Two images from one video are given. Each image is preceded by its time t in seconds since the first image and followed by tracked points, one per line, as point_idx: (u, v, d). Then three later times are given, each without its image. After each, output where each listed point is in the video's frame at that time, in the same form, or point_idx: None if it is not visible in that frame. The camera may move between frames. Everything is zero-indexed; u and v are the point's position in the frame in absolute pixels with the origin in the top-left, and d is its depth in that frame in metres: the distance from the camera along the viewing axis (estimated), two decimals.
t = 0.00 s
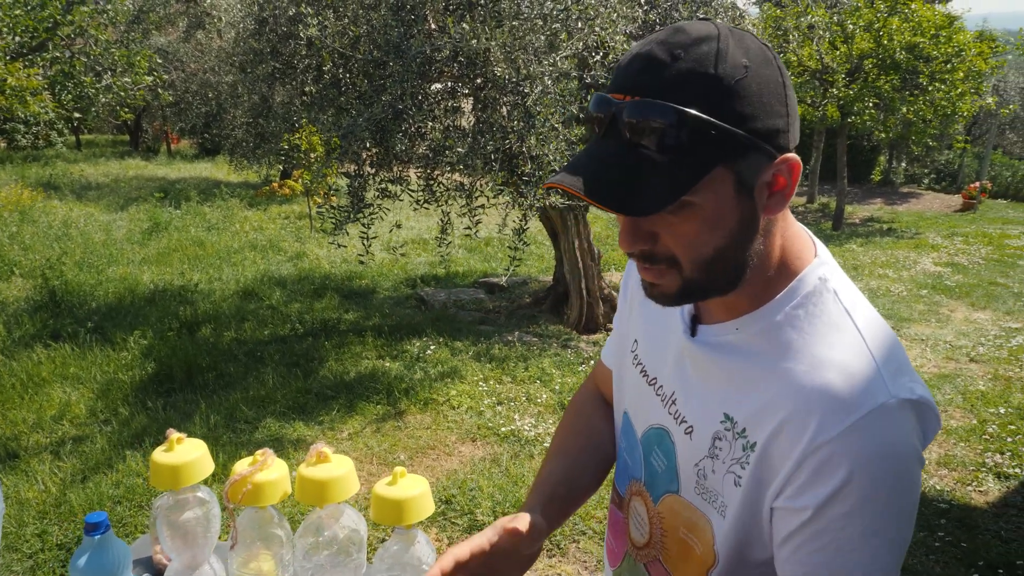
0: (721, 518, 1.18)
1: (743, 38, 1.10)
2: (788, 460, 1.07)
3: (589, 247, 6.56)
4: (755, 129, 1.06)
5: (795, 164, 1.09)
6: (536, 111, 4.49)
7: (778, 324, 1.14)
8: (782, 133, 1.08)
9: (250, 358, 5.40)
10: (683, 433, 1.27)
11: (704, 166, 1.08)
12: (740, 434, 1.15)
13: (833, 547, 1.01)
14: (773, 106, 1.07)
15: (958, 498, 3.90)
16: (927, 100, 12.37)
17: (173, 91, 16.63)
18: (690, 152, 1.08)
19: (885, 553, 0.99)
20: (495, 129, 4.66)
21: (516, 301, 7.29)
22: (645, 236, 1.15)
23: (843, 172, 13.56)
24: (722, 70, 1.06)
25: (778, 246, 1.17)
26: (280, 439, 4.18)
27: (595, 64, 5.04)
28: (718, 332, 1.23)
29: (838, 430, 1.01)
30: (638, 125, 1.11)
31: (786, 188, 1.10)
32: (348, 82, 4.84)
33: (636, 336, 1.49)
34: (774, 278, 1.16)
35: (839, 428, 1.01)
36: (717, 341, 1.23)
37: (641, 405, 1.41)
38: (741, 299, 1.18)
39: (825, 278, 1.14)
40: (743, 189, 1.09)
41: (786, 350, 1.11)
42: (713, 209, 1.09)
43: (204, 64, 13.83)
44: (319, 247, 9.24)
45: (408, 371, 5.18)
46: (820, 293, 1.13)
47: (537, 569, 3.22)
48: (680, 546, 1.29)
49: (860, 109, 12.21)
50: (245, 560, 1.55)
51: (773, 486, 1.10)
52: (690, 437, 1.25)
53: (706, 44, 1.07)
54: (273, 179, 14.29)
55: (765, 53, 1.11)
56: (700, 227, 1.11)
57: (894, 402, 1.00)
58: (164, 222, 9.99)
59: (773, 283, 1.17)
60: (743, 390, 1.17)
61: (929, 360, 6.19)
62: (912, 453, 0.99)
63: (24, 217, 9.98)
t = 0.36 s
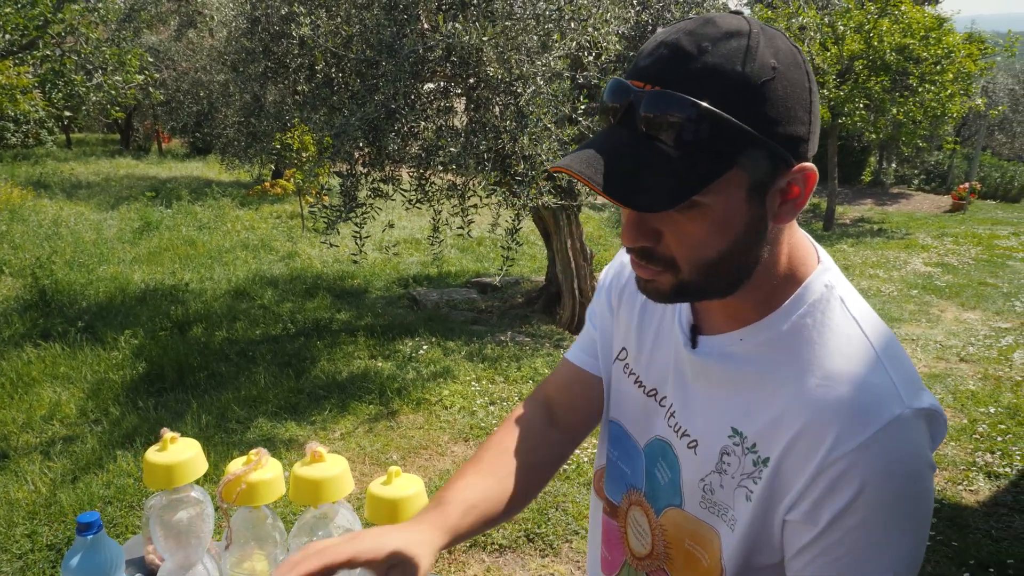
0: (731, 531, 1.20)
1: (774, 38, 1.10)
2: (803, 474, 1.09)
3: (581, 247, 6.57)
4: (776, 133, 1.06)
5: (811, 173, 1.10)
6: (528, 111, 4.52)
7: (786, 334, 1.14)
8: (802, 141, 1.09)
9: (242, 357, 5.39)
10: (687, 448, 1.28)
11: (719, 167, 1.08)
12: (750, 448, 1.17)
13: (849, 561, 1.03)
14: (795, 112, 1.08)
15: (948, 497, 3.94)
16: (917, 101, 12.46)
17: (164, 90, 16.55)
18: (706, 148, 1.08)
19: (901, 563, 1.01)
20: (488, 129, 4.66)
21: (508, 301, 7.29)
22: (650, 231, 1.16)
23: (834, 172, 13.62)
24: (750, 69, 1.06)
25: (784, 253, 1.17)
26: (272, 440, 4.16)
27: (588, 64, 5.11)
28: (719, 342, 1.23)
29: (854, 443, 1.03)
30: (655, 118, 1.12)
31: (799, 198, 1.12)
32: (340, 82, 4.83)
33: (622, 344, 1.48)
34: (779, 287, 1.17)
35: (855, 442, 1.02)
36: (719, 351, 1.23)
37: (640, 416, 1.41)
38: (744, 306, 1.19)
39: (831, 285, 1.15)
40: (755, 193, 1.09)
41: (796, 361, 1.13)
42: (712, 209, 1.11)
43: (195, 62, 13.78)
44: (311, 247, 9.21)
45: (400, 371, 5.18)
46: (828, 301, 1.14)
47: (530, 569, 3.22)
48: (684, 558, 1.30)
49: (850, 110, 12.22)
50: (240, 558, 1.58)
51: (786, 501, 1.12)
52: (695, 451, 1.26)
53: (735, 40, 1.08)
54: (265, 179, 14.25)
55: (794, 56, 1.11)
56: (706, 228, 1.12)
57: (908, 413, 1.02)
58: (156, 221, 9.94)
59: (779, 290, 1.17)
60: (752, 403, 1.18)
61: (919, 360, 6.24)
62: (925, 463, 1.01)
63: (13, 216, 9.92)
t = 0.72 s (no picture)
0: (752, 542, 1.20)
1: (794, 42, 1.12)
2: (829, 481, 1.10)
3: (581, 250, 6.58)
4: (800, 138, 1.09)
5: (829, 178, 1.14)
6: (528, 115, 4.58)
7: (803, 341, 1.17)
8: (822, 146, 1.12)
9: (242, 360, 5.40)
10: (700, 460, 1.28)
11: (747, 173, 1.09)
12: (771, 459, 1.18)
13: (880, 566, 1.05)
14: (818, 117, 1.10)
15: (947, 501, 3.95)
16: (916, 105, 12.49)
17: (165, 93, 16.59)
18: (732, 155, 1.09)
19: (927, 566, 1.04)
20: (488, 133, 4.69)
21: (508, 304, 7.31)
22: (672, 240, 1.15)
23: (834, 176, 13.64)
24: (778, 74, 1.07)
25: (794, 260, 1.20)
26: (272, 443, 4.17)
27: (587, 67, 5.14)
28: (731, 352, 1.24)
29: (881, 449, 1.05)
30: (679, 125, 1.11)
31: (816, 202, 1.16)
32: (341, 86, 4.81)
33: (624, 355, 1.47)
34: (791, 295, 1.20)
35: (882, 448, 1.05)
36: (731, 361, 1.23)
37: (647, 429, 1.41)
38: (760, 314, 1.21)
39: (841, 289, 1.19)
40: (779, 200, 1.12)
41: (815, 369, 1.15)
42: (738, 211, 1.11)
43: (196, 66, 13.81)
44: (311, 249, 9.23)
45: (400, 374, 5.19)
46: (839, 309, 1.18)
47: (529, 572, 3.23)
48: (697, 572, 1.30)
49: (849, 115, 12.19)
50: (241, 559, 1.61)
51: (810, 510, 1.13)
52: (709, 464, 1.26)
53: (760, 45, 1.09)
54: (265, 182, 14.27)
55: (814, 60, 1.13)
56: (730, 236, 1.13)
57: (931, 416, 1.05)
58: (156, 224, 9.96)
59: (792, 297, 1.20)
60: (771, 413, 1.19)
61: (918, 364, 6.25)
62: (947, 465, 1.05)
63: (14, 218, 9.94)
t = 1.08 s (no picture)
0: (755, 534, 1.21)
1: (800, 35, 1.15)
2: (832, 471, 1.11)
3: (582, 259, 6.60)
4: (815, 120, 1.09)
5: (835, 162, 1.15)
6: (530, 123, 4.62)
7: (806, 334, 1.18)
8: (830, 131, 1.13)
9: (244, 366, 5.41)
10: (705, 452, 1.29)
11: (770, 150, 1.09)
12: (774, 449, 1.18)
13: (881, 556, 1.05)
14: (827, 101, 1.12)
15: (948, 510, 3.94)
16: (917, 115, 12.54)
17: (169, 100, 16.67)
18: (756, 132, 1.09)
19: (928, 556, 1.05)
20: (490, 141, 4.70)
21: (509, 312, 7.32)
22: (699, 221, 1.15)
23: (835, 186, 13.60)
24: (793, 57, 1.09)
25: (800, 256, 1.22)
26: (273, 450, 4.17)
27: (589, 76, 5.18)
28: (737, 345, 1.26)
29: (881, 437, 1.06)
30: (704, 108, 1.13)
31: (824, 185, 1.16)
32: (344, 94, 4.84)
33: (637, 355, 1.52)
34: (798, 291, 1.21)
35: (882, 437, 1.06)
36: (738, 355, 1.25)
37: (655, 425, 1.42)
38: (767, 307, 1.22)
39: (846, 288, 1.21)
40: (797, 181, 1.12)
41: (818, 360, 1.16)
42: (768, 188, 1.10)
43: (200, 74, 13.88)
44: (313, 257, 9.26)
45: (401, 382, 5.19)
46: (843, 304, 1.19)
47: None
48: (701, 566, 1.31)
49: (850, 124, 12.24)
50: (242, 564, 1.64)
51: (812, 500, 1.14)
52: (713, 455, 1.27)
53: (774, 33, 1.11)
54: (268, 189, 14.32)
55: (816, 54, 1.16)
56: (755, 215, 1.12)
57: (931, 407, 1.06)
58: (159, 231, 10.00)
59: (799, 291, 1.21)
60: (774, 404, 1.19)
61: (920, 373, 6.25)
62: (948, 456, 1.05)
63: (17, 225, 9.97)
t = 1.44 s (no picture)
0: (739, 521, 1.22)
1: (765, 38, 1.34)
2: (808, 455, 1.12)
3: (581, 264, 6.61)
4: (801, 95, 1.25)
5: (812, 142, 1.29)
6: (529, 129, 4.64)
7: (786, 323, 1.19)
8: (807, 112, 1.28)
9: (243, 372, 5.42)
10: (692, 443, 1.30)
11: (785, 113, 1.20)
12: (754, 435, 1.19)
13: (856, 538, 1.06)
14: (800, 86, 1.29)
15: (946, 513, 3.94)
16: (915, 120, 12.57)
17: (169, 107, 16.70)
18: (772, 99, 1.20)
19: (904, 538, 1.04)
20: (488, 147, 4.72)
21: (508, 317, 7.33)
22: (728, 184, 1.19)
23: (833, 193, 13.44)
24: (776, 44, 1.27)
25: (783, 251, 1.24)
26: (271, 456, 4.17)
27: (587, 82, 5.22)
28: (721, 338, 1.27)
29: (853, 420, 1.07)
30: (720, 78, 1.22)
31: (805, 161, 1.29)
32: (342, 100, 4.84)
33: (633, 355, 1.54)
34: (781, 282, 1.23)
35: (855, 419, 1.06)
36: (722, 345, 1.26)
37: (648, 420, 1.44)
38: (754, 295, 1.24)
39: (825, 280, 1.22)
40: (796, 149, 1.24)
41: (797, 346, 1.17)
42: (787, 154, 1.20)
43: (199, 81, 13.91)
44: (312, 263, 9.26)
45: (400, 387, 5.20)
46: (821, 293, 1.20)
47: None
48: (692, 558, 1.32)
49: (848, 129, 12.30)
50: (239, 567, 1.64)
51: (792, 484, 1.14)
52: (700, 445, 1.29)
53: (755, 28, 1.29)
54: (267, 196, 14.33)
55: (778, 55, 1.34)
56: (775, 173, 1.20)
57: (904, 389, 1.06)
58: (158, 238, 10.00)
59: (781, 283, 1.23)
60: (755, 390, 1.20)
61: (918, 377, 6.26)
62: (923, 438, 1.05)
63: (17, 232, 9.98)
